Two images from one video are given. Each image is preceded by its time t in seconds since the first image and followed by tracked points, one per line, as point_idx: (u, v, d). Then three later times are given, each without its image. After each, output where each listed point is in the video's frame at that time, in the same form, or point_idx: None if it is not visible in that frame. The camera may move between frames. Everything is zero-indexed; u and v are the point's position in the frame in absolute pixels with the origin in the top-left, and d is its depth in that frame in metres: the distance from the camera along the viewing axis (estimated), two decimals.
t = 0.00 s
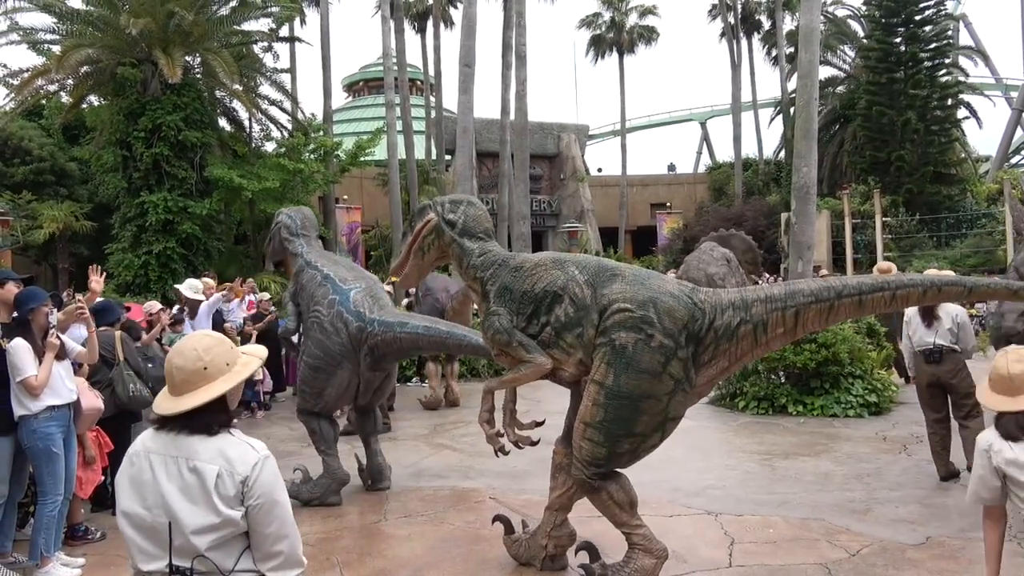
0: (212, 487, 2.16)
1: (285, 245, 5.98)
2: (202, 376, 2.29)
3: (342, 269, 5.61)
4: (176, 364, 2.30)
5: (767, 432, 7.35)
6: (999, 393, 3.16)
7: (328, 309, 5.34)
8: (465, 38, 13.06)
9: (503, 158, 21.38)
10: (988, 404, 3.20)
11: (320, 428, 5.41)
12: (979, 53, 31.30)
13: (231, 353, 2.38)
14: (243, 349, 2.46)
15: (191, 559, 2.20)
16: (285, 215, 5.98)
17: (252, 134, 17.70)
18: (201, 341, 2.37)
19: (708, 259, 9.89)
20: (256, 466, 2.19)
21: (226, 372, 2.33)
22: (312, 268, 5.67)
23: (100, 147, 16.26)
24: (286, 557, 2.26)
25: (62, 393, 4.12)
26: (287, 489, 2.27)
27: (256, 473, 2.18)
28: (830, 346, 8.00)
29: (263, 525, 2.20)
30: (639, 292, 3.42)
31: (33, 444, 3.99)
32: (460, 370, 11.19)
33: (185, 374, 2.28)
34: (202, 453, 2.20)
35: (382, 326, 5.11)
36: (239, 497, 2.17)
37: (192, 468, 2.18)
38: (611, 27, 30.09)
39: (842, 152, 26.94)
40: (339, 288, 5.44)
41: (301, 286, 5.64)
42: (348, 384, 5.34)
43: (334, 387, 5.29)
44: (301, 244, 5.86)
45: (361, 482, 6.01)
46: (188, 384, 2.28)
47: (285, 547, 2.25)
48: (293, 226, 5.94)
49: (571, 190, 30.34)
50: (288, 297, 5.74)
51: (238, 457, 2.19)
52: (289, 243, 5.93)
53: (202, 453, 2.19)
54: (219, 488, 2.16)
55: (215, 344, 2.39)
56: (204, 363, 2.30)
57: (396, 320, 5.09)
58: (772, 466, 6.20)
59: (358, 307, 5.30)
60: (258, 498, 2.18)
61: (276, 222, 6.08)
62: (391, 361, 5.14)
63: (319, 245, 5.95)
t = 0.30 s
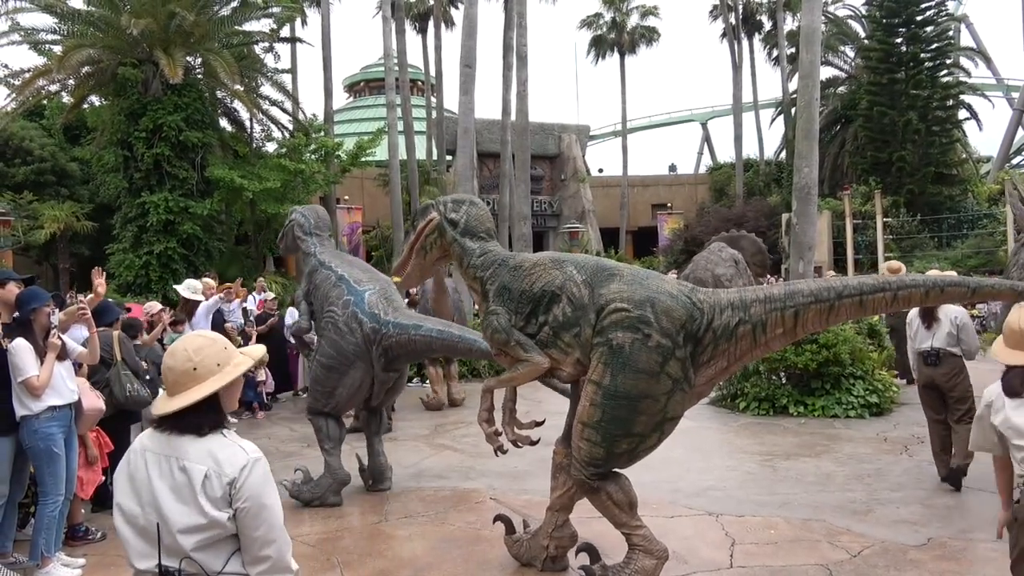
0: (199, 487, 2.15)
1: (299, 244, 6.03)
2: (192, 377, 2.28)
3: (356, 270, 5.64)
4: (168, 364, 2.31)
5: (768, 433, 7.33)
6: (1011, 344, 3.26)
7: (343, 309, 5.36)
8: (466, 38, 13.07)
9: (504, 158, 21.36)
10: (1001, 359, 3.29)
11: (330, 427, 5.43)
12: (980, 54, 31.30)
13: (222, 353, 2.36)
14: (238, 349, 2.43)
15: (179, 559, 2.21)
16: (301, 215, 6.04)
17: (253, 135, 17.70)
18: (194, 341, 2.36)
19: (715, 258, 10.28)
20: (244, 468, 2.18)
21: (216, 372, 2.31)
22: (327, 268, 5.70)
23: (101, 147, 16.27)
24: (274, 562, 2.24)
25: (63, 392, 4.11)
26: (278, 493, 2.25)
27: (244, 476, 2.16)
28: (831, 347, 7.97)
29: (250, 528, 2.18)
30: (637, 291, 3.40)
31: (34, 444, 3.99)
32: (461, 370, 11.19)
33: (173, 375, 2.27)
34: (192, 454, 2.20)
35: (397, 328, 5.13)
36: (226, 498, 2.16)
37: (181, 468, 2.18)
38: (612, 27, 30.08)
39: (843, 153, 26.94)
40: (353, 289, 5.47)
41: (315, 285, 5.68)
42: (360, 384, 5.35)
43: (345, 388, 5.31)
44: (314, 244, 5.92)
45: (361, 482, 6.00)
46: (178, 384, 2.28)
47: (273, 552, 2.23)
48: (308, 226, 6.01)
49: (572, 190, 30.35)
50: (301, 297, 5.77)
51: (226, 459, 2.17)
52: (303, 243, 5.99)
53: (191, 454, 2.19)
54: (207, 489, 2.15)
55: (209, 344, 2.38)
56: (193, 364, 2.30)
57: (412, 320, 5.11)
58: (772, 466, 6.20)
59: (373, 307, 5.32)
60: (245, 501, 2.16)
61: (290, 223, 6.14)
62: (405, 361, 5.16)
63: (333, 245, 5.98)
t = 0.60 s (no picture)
0: (189, 478, 2.17)
1: (307, 246, 6.06)
2: (199, 375, 2.32)
3: (367, 268, 5.67)
4: (179, 361, 2.35)
5: (768, 435, 7.33)
6: (1011, 336, 3.16)
7: (355, 305, 5.38)
8: (467, 38, 13.07)
9: (505, 158, 21.36)
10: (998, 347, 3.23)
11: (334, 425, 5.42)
12: (981, 56, 31.29)
13: (230, 352, 2.38)
14: (249, 348, 2.44)
15: (165, 552, 2.22)
16: (308, 218, 6.06)
17: (254, 134, 17.70)
18: (207, 340, 2.40)
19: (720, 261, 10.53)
20: (235, 464, 2.17)
21: (222, 372, 2.33)
22: (338, 267, 5.73)
23: (101, 146, 16.28)
24: (259, 565, 2.19)
25: (64, 391, 4.11)
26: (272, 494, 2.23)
27: (234, 473, 2.16)
28: (831, 349, 7.95)
29: (236, 528, 2.16)
30: (617, 295, 3.39)
31: (36, 443, 3.99)
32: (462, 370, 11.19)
33: (180, 374, 2.31)
34: (190, 448, 2.22)
35: (411, 323, 5.16)
36: (215, 493, 2.16)
37: (178, 460, 2.21)
38: (614, 28, 30.06)
39: (843, 155, 26.95)
40: (366, 286, 5.50)
41: (325, 283, 5.70)
42: (372, 381, 5.37)
43: (356, 383, 5.32)
44: (323, 245, 5.94)
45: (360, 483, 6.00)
46: (185, 381, 2.32)
47: (258, 553, 2.19)
48: (315, 228, 6.03)
49: (573, 191, 30.36)
50: (310, 296, 5.79)
51: (220, 454, 2.18)
52: (311, 244, 6.00)
53: (188, 448, 2.21)
54: (198, 483, 2.16)
55: (220, 343, 2.41)
56: (200, 363, 2.33)
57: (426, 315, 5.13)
58: (772, 468, 6.20)
59: (385, 304, 5.34)
60: (233, 497, 2.15)
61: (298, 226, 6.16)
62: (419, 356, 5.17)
63: (341, 245, 6.01)
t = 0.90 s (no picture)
0: (224, 484, 2.16)
1: (309, 250, 6.05)
2: (233, 375, 2.33)
3: (373, 266, 5.70)
4: (216, 361, 2.37)
5: (767, 436, 7.33)
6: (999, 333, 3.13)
7: (365, 301, 5.39)
8: (468, 38, 13.07)
9: (506, 158, 21.36)
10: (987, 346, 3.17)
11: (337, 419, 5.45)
12: (982, 58, 31.32)
13: (265, 352, 2.38)
14: (284, 348, 2.44)
15: (202, 554, 2.22)
16: (308, 222, 6.08)
17: (254, 133, 17.68)
18: (242, 339, 2.41)
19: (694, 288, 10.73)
20: (267, 468, 2.14)
21: (257, 371, 2.34)
22: (346, 265, 5.75)
23: (102, 145, 16.28)
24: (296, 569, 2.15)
25: (63, 389, 4.11)
26: (307, 497, 2.19)
27: (266, 476, 2.13)
28: (831, 350, 7.94)
29: (272, 532, 2.12)
30: (589, 287, 3.44)
31: (37, 442, 3.99)
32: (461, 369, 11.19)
33: (218, 374, 2.34)
34: (225, 452, 2.21)
35: (423, 315, 5.21)
36: (249, 497, 2.14)
37: (213, 464, 2.20)
38: (615, 28, 30.04)
39: (844, 156, 26.97)
40: (375, 283, 5.52)
41: (332, 282, 5.70)
42: (379, 376, 5.37)
43: (365, 377, 5.33)
44: (326, 248, 5.94)
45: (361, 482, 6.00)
46: (221, 383, 2.34)
47: (293, 557, 2.14)
48: (317, 233, 6.03)
49: (573, 192, 30.36)
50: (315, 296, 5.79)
51: (252, 458, 2.16)
52: (314, 248, 5.99)
53: (222, 450, 2.20)
54: (231, 486, 2.15)
55: (254, 343, 2.41)
56: (235, 363, 2.34)
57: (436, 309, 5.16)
58: (772, 469, 6.20)
59: (395, 301, 5.35)
60: (265, 501, 2.12)
61: (298, 232, 6.14)
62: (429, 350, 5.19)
63: (344, 248, 6.02)
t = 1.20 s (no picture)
0: (272, 475, 2.17)
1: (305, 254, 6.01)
2: (276, 367, 2.32)
3: (372, 266, 5.69)
4: (256, 354, 2.36)
5: (767, 437, 7.33)
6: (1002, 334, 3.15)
7: (365, 302, 5.39)
8: (468, 38, 13.06)
9: (506, 158, 21.34)
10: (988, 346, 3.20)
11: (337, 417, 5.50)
12: (982, 59, 31.35)
13: (304, 344, 2.39)
14: (323, 341, 2.44)
15: (245, 545, 2.23)
16: (304, 225, 6.05)
17: (254, 132, 17.66)
18: (281, 332, 2.41)
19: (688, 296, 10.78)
20: (316, 459, 2.17)
21: (300, 362, 2.35)
22: (345, 266, 5.72)
23: (101, 143, 16.27)
24: (344, 560, 2.20)
25: (58, 389, 4.11)
26: (353, 489, 2.23)
27: (315, 467, 2.15)
28: (831, 351, 7.94)
29: (321, 523, 2.16)
30: (564, 286, 3.43)
31: (31, 442, 3.98)
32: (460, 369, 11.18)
33: (259, 366, 2.33)
34: (271, 443, 2.22)
35: (425, 315, 5.29)
36: (297, 489, 2.16)
37: (259, 456, 2.21)
38: (615, 28, 30.03)
39: (844, 157, 26.99)
40: (375, 283, 5.51)
41: (331, 283, 5.67)
42: (378, 376, 5.41)
43: (365, 376, 5.36)
44: (323, 252, 5.92)
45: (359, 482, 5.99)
46: (261, 375, 2.33)
47: (342, 548, 2.19)
48: (312, 237, 6.01)
49: (573, 192, 30.36)
50: (313, 297, 5.76)
51: (301, 450, 2.18)
52: (309, 251, 5.96)
53: (268, 442, 2.21)
54: (279, 478, 2.16)
55: (293, 336, 2.41)
56: (277, 356, 2.33)
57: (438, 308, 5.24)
58: (771, 470, 6.20)
59: (396, 301, 5.39)
60: (315, 492, 2.14)
61: (293, 236, 6.08)
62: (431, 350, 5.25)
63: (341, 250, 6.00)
